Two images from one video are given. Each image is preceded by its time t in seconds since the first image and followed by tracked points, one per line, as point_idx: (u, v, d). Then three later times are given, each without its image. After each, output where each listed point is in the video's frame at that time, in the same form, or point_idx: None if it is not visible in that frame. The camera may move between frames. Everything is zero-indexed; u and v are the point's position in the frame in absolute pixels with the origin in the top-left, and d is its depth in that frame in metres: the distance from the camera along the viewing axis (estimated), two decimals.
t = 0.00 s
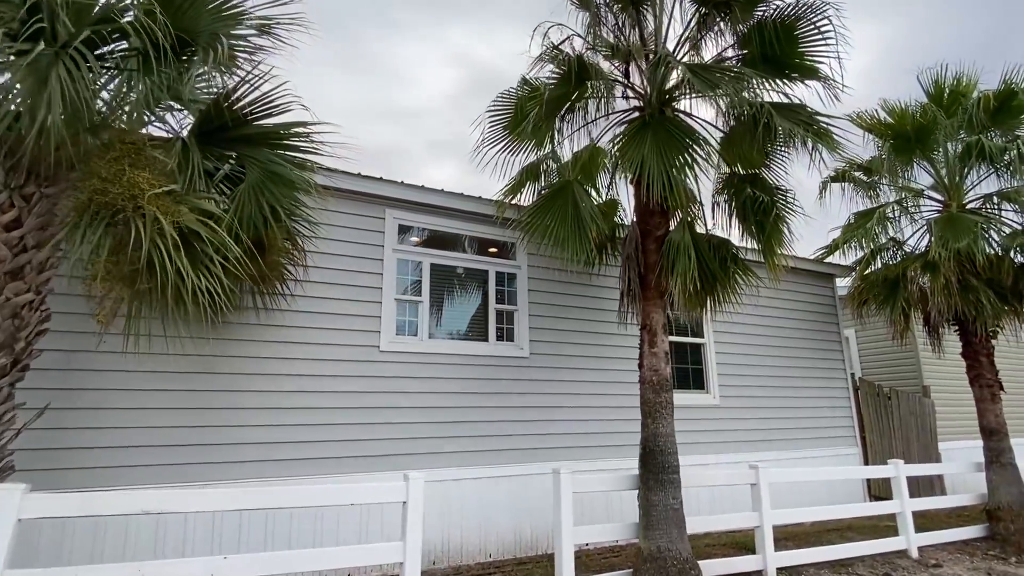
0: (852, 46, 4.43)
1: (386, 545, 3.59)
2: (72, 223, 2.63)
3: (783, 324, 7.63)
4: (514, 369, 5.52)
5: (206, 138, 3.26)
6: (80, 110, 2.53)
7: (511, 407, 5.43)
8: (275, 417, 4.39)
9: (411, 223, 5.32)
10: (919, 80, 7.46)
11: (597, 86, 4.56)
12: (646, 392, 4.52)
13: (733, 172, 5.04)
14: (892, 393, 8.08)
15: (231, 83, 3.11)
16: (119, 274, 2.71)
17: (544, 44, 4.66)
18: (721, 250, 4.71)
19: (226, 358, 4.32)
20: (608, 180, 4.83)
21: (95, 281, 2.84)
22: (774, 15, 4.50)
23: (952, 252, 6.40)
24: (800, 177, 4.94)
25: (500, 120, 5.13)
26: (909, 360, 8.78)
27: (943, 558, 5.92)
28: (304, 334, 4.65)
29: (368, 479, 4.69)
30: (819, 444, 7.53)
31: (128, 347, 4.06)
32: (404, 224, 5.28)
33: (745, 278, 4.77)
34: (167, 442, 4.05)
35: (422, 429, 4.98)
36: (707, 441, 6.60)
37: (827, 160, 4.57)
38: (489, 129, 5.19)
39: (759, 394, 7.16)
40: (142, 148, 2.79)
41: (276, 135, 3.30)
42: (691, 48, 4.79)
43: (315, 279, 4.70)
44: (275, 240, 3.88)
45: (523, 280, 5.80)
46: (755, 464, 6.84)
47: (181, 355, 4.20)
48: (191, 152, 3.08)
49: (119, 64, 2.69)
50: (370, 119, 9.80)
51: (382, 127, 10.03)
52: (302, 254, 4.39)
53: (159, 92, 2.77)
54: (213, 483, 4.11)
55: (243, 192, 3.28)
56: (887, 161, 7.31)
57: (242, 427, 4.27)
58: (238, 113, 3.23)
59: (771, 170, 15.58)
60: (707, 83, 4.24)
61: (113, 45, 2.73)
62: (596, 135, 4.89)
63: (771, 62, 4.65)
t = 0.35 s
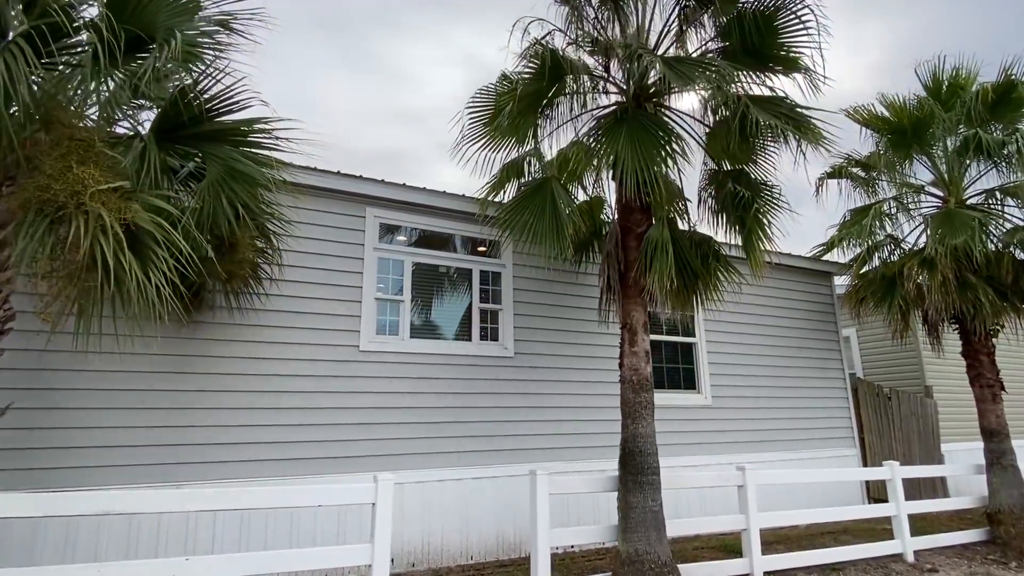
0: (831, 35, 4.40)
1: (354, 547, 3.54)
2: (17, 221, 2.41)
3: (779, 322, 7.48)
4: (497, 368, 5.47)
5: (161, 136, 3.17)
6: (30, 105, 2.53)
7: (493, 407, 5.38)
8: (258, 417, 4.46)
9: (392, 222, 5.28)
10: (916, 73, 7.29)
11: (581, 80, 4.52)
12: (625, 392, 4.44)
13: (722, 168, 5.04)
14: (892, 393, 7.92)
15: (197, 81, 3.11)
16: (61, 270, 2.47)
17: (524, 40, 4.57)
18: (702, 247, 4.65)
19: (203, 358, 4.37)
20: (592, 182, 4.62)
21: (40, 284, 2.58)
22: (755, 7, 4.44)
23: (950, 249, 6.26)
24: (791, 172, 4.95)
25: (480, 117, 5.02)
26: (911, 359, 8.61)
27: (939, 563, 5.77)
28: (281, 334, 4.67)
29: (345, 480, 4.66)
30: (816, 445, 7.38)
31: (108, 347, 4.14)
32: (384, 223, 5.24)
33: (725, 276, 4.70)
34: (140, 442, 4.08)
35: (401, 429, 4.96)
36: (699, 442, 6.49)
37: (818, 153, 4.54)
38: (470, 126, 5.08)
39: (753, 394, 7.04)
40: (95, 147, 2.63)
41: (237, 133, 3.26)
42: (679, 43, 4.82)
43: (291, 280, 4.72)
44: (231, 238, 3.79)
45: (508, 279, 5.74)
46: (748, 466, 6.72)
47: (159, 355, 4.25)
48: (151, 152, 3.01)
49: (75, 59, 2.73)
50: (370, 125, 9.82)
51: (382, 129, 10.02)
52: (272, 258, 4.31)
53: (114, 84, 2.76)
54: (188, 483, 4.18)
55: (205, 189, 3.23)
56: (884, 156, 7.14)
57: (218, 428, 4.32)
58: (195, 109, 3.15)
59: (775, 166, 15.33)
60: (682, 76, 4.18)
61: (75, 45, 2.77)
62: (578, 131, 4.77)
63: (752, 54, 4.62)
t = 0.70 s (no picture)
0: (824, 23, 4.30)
1: (334, 553, 3.48)
2: None
3: (784, 322, 7.30)
4: (489, 370, 5.40)
5: (131, 136, 3.10)
6: None
7: (485, 409, 5.31)
8: (246, 419, 4.46)
9: (382, 222, 5.23)
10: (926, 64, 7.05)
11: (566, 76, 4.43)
12: (617, 394, 4.32)
13: (719, 163, 4.94)
14: (903, 394, 7.68)
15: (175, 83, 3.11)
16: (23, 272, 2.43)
17: (514, 35, 4.44)
18: (695, 243, 4.61)
19: (189, 360, 4.36)
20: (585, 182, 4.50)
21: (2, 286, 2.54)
22: None
23: (961, 245, 6.05)
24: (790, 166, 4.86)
25: (470, 114, 4.92)
26: (925, 358, 8.36)
27: (951, 570, 5.57)
28: (269, 336, 4.65)
29: (334, 483, 4.62)
30: (824, 448, 7.18)
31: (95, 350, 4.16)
32: (375, 224, 5.20)
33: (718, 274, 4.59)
34: (125, 445, 4.09)
35: (390, 432, 4.92)
36: (700, 444, 6.34)
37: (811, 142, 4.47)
38: (459, 123, 4.98)
39: (758, 396, 6.87)
40: (58, 148, 2.57)
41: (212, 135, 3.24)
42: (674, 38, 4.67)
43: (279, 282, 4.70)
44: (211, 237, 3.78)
45: (502, 279, 5.66)
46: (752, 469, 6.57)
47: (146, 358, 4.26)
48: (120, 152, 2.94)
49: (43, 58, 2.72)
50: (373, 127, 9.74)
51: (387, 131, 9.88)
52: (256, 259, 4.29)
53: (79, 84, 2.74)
54: (173, 486, 4.18)
55: (177, 189, 3.17)
56: (893, 150, 6.88)
57: (204, 431, 4.31)
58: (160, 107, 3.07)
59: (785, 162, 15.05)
60: (668, 68, 4.08)
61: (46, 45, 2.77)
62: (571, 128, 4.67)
63: (745, 44, 4.52)
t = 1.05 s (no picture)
0: None
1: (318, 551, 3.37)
2: None
3: (797, 316, 7.05)
4: (488, 365, 5.29)
5: (105, 124, 3.02)
6: None
7: (483, 405, 5.20)
8: (238, 415, 4.43)
9: (378, 216, 5.16)
10: (947, 46, 6.71)
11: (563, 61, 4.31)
12: (615, 389, 4.17)
13: (723, 150, 4.79)
14: (926, 390, 7.34)
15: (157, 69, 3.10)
16: None
17: (508, 20, 4.33)
18: (697, 231, 4.45)
19: (178, 355, 4.34)
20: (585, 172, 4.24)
21: None
22: None
23: (983, 233, 5.77)
24: (797, 153, 4.70)
25: (463, 103, 4.74)
26: (949, 354, 8.03)
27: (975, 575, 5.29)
28: (263, 331, 4.63)
29: (329, 480, 4.55)
30: (840, 447, 6.92)
31: (85, 345, 4.14)
32: (371, 217, 5.13)
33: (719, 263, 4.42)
34: (115, 441, 4.08)
35: (386, 428, 4.84)
36: (709, 443, 6.14)
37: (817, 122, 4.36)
38: (452, 111, 4.80)
39: (771, 393, 6.64)
40: (21, 133, 2.50)
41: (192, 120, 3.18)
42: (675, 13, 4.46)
43: (272, 276, 4.66)
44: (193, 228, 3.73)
45: (502, 272, 5.55)
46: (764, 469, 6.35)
47: (135, 353, 4.23)
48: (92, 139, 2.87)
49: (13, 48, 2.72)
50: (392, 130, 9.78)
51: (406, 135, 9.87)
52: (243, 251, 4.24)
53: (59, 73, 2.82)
54: (165, 481, 4.16)
55: (153, 177, 3.09)
56: (910, 136, 6.65)
57: (197, 426, 4.30)
58: (131, 92, 2.99)
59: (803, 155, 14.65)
60: (661, 49, 3.99)
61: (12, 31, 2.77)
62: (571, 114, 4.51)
63: (746, 24, 4.38)
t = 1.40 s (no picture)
0: None
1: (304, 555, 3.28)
2: None
3: (816, 313, 6.79)
4: (489, 364, 5.18)
5: (83, 118, 2.99)
6: None
7: (484, 406, 5.09)
8: (235, 415, 4.39)
9: (378, 213, 5.09)
10: (972, 27, 6.32)
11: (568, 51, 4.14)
12: (615, 389, 4.02)
13: (731, 139, 4.62)
14: (954, 389, 7.00)
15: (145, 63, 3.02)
16: None
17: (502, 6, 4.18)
18: (701, 223, 4.38)
19: (174, 355, 4.31)
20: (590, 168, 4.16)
21: None
22: None
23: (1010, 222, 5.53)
24: (809, 140, 4.49)
25: (459, 97, 4.61)
26: (980, 351, 7.64)
27: None
28: (259, 330, 4.58)
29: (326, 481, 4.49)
30: (863, 449, 6.63)
31: (79, 344, 4.13)
32: (370, 214, 5.06)
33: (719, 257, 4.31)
34: (109, 441, 4.06)
35: (384, 429, 4.76)
36: (722, 444, 5.92)
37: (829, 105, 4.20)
38: (449, 105, 4.69)
39: (788, 392, 6.39)
40: None
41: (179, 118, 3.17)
42: None
43: (268, 275, 4.62)
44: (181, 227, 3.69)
45: (504, 269, 5.43)
46: (780, 471, 6.11)
47: (131, 353, 4.21)
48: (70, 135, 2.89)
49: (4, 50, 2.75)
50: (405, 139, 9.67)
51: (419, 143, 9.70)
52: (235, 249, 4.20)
53: (47, 72, 2.89)
54: (159, 482, 4.13)
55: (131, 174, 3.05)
56: (934, 124, 6.34)
57: (191, 426, 4.26)
58: (109, 88, 2.95)
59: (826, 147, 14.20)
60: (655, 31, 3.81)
61: None
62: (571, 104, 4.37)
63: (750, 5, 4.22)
